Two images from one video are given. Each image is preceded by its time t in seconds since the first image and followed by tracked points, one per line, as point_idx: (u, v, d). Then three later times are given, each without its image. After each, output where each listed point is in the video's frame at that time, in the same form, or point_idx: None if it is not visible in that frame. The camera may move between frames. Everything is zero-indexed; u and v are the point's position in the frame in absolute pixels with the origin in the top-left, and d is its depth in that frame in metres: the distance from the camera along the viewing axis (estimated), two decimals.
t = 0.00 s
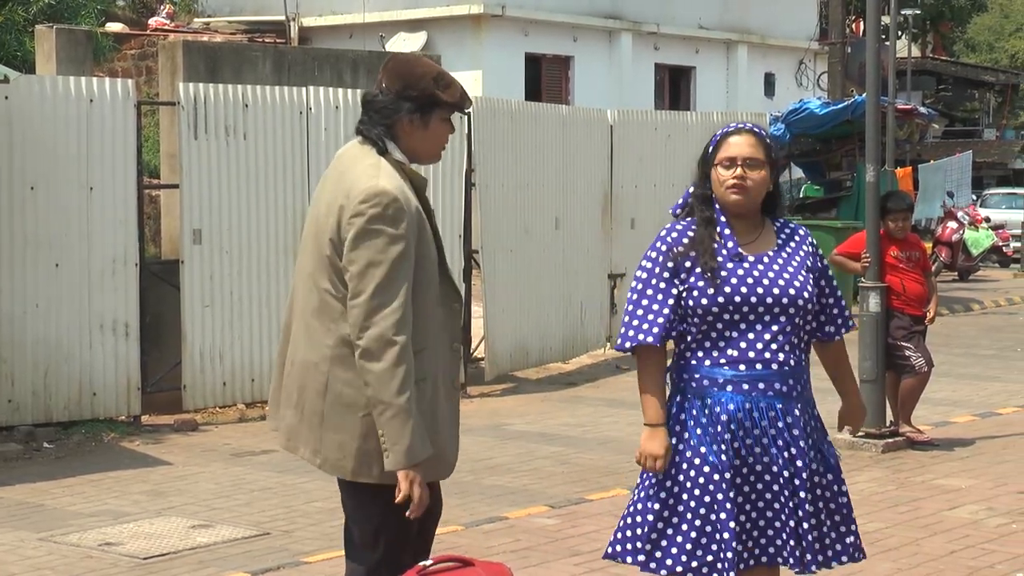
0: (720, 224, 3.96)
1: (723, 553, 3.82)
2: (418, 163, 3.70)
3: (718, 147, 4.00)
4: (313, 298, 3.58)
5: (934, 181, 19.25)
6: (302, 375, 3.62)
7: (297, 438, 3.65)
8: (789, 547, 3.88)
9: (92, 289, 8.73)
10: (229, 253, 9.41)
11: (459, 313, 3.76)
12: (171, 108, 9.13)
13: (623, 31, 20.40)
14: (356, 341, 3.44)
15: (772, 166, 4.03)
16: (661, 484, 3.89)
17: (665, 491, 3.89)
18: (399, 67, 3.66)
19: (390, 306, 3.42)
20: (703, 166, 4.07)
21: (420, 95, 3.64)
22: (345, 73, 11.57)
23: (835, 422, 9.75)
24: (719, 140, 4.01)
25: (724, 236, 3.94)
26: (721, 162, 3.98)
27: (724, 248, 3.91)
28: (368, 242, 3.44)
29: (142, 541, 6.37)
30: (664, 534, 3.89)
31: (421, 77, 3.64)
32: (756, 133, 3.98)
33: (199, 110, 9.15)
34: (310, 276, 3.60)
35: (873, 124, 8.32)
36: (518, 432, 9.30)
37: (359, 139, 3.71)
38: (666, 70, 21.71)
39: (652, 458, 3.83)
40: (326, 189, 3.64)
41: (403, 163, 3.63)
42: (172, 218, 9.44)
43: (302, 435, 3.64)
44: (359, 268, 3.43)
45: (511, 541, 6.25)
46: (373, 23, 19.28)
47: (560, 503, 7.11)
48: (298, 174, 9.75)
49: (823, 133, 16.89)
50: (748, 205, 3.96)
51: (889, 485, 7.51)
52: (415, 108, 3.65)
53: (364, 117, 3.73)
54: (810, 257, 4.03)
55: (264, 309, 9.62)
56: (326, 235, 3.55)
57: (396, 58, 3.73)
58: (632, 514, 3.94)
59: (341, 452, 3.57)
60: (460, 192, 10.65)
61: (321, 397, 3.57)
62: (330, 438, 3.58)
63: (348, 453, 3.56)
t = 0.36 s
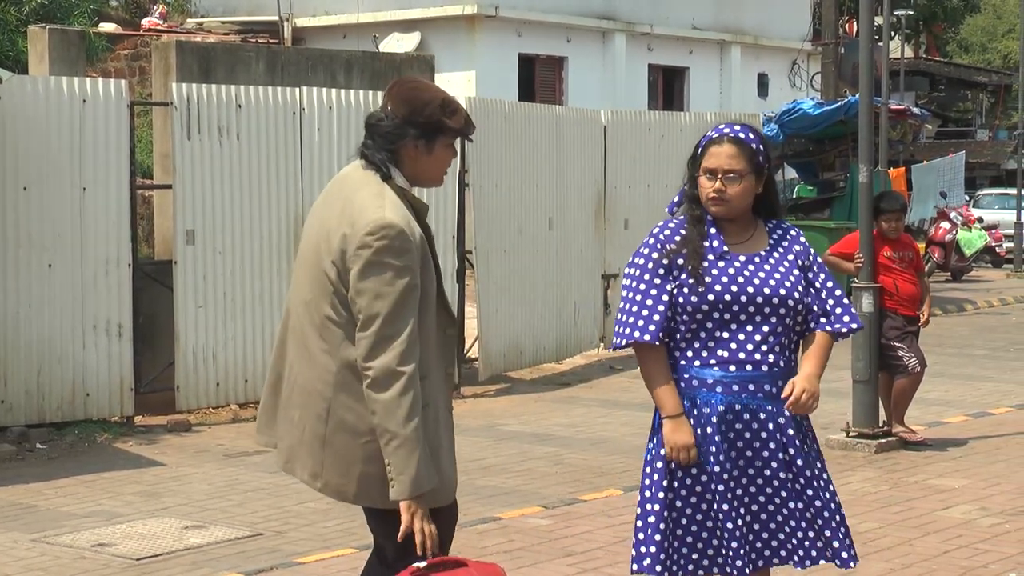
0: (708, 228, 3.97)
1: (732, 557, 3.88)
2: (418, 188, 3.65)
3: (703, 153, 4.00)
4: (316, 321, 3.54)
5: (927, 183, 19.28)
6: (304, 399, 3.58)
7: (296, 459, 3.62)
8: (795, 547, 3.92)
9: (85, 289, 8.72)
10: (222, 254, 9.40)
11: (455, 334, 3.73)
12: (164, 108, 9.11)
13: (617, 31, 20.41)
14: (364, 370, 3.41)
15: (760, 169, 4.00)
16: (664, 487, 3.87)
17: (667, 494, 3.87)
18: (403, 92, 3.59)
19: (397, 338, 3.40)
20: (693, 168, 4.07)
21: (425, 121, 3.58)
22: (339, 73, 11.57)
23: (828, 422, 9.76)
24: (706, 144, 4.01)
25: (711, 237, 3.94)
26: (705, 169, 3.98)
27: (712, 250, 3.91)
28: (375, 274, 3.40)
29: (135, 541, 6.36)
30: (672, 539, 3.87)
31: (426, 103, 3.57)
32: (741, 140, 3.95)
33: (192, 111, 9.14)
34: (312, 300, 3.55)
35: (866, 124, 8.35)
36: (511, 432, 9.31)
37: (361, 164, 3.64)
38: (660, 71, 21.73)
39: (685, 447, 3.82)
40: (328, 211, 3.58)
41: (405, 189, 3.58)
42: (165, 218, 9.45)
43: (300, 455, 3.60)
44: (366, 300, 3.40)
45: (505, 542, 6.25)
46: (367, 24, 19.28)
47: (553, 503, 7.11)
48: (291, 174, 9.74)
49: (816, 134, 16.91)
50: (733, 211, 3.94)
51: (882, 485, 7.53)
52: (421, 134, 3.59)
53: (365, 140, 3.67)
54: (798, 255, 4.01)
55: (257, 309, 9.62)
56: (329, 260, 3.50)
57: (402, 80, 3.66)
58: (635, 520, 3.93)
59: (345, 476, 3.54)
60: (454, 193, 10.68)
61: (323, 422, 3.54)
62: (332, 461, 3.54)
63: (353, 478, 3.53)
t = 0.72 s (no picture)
0: (674, 231, 3.96)
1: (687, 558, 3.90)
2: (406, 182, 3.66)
3: (673, 155, 3.99)
4: (321, 325, 3.55)
5: (922, 183, 19.30)
6: (318, 405, 3.59)
7: (315, 467, 3.63)
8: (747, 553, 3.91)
9: (80, 289, 8.72)
10: (218, 253, 9.41)
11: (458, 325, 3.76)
12: (159, 109, 9.13)
13: (612, 31, 20.43)
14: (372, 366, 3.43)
15: (730, 172, 3.97)
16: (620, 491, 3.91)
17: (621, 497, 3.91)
18: (383, 88, 3.61)
19: (402, 330, 3.42)
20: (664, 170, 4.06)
21: (409, 115, 3.59)
22: (333, 74, 11.58)
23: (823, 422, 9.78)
24: (676, 146, 4.00)
25: (676, 241, 3.93)
26: (674, 171, 3.97)
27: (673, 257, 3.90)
28: (377, 267, 3.42)
29: (129, 542, 6.36)
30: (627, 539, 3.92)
31: (409, 96, 3.58)
32: (709, 142, 3.94)
33: (187, 111, 9.15)
34: (316, 305, 3.56)
35: (862, 125, 8.35)
36: (506, 433, 9.31)
37: (347, 162, 3.67)
38: (655, 71, 21.75)
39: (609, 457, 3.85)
40: (322, 214, 3.60)
41: (394, 182, 3.60)
42: (160, 219, 9.46)
43: (319, 463, 3.62)
44: (369, 295, 3.42)
45: (500, 542, 6.26)
46: (361, 24, 19.28)
47: (548, 504, 7.12)
48: (286, 174, 9.75)
49: (810, 134, 16.93)
50: (699, 214, 3.93)
51: (876, 486, 7.54)
52: (406, 128, 3.61)
53: (350, 139, 3.69)
54: (766, 261, 3.95)
55: (251, 310, 9.60)
56: (330, 262, 3.51)
57: (382, 76, 3.68)
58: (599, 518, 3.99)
59: (368, 477, 3.55)
60: (448, 193, 10.71)
61: (341, 425, 3.55)
62: (354, 465, 3.55)
63: (377, 478, 3.53)
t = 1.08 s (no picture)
0: (619, 230, 4.00)
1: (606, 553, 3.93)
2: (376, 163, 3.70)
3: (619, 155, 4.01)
4: (305, 309, 3.57)
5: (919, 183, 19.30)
6: (305, 394, 3.60)
7: (302, 460, 3.64)
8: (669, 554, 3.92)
9: (77, 289, 8.72)
10: (215, 253, 9.41)
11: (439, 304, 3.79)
12: (155, 109, 9.13)
13: (609, 31, 20.44)
14: (353, 343, 3.46)
15: (673, 170, 3.95)
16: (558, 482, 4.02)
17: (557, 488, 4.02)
18: (347, 71, 3.64)
19: (382, 305, 3.44)
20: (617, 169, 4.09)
21: (375, 97, 3.63)
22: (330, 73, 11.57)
23: (820, 422, 9.78)
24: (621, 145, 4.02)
25: (618, 241, 3.97)
26: (617, 171, 3.99)
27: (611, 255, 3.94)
28: (357, 243, 3.46)
29: (127, 541, 6.36)
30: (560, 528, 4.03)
31: (374, 79, 3.62)
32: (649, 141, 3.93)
33: (183, 111, 9.15)
34: (300, 290, 3.58)
35: (860, 124, 8.34)
36: (502, 432, 9.31)
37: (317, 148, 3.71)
38: (651, 71, 21.76)
39: (550, 446, 3.94)
40: (300, 198, 3.63)
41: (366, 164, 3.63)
42: (156, 217, 9.44)
43: (307, 456, 3.62)
44: (348, 271, 3.45)
45: (497, 542, 6.25)
46: (358, 23, 19.26)
47: (545, 504, 7.12)
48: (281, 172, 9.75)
49: (807, 134, 16.94)
50: (638, 213, 3.93)
51: (873, 485, 7.54)
52: (372, 111, 3.64)
53: (317, 125, 3.73)
54: (711, 263, 3.90)
55: (247, 308, 9.60)
56: (311, 245, 3.54)
57: (345, 60, 3.70)
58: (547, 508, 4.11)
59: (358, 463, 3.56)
60: (445, 193, 10.69)
61: (330, 411, 3.56)
62: (344, 451, 3.56)
63: (365, 462, 3.54)
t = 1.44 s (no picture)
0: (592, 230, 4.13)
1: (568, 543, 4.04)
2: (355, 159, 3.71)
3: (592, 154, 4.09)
4: (283, 301, 3.56)
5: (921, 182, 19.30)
6: (281, 387, 3.59)
7: (276, 455, 3.63)
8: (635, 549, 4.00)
9: (79, 289, 8.72)
10: (215, 252, 9.39)
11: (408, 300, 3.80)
12: (158, 109, 9.14)
13: (611, 31, 20.43)
14: (329, 332, 3.44)
15: (642, 171, 4.01)
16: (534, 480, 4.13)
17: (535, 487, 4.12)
18: (330, 66, 3.65)
19: (361, 294, 3.44)
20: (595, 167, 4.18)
21: (355, 91, 3.64)
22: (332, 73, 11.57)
23: (822, 422, 9.77)
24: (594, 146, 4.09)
25: (590, 241, 4.10)
26: (589, 171, 4.08)
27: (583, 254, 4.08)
28: (339, 233, 3.45)
29: (129, 541, 6.37)
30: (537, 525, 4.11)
31: (354, 74, 3.64)
32: (618, 143, 4.00)
33: (185, 111, 9.14)
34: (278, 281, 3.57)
35: (862, 124, 8.33)
36: (504, 432, 9.31)
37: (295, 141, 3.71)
38: (654, 70, 21.75)
39: (517, 409, 4.04)
40: (279, 189, 3.62)
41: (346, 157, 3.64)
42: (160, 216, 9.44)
43: (282, 452, 3.61)
44: (329, 261, 3.44)
45: (499, 542, 6.25)
46: (360, 23, 19.25)
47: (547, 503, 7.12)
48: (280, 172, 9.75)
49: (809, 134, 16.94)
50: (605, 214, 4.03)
51: (876, 485, 7.54)
52: (351, 105, 3.66)
53: (293, 117, 3.73)
54: (679, 262, 3.94)
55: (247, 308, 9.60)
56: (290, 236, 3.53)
57: (328, 54, 3.72)
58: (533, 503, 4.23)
59: (333, 458, 3.55)
60: (448, 192, 10.64)
61: (308, 406, 3.55)
62: (320, 446, 3.55)
63: (341, 457, 3.54)
